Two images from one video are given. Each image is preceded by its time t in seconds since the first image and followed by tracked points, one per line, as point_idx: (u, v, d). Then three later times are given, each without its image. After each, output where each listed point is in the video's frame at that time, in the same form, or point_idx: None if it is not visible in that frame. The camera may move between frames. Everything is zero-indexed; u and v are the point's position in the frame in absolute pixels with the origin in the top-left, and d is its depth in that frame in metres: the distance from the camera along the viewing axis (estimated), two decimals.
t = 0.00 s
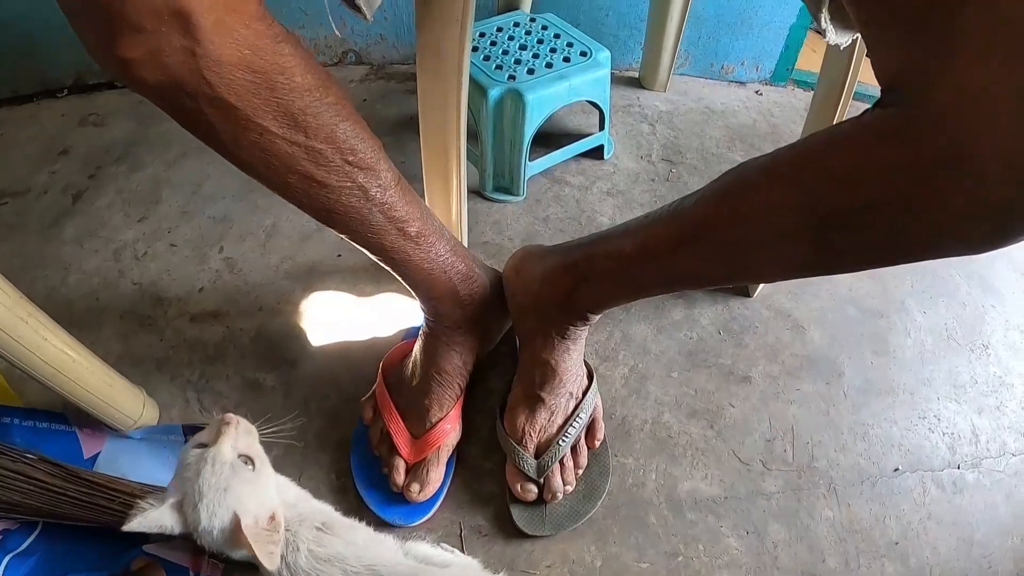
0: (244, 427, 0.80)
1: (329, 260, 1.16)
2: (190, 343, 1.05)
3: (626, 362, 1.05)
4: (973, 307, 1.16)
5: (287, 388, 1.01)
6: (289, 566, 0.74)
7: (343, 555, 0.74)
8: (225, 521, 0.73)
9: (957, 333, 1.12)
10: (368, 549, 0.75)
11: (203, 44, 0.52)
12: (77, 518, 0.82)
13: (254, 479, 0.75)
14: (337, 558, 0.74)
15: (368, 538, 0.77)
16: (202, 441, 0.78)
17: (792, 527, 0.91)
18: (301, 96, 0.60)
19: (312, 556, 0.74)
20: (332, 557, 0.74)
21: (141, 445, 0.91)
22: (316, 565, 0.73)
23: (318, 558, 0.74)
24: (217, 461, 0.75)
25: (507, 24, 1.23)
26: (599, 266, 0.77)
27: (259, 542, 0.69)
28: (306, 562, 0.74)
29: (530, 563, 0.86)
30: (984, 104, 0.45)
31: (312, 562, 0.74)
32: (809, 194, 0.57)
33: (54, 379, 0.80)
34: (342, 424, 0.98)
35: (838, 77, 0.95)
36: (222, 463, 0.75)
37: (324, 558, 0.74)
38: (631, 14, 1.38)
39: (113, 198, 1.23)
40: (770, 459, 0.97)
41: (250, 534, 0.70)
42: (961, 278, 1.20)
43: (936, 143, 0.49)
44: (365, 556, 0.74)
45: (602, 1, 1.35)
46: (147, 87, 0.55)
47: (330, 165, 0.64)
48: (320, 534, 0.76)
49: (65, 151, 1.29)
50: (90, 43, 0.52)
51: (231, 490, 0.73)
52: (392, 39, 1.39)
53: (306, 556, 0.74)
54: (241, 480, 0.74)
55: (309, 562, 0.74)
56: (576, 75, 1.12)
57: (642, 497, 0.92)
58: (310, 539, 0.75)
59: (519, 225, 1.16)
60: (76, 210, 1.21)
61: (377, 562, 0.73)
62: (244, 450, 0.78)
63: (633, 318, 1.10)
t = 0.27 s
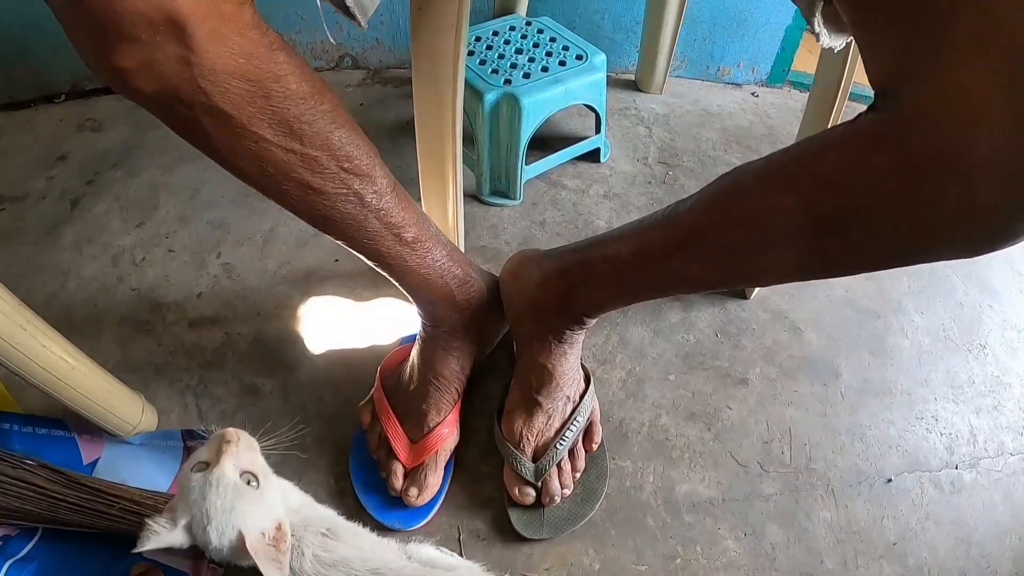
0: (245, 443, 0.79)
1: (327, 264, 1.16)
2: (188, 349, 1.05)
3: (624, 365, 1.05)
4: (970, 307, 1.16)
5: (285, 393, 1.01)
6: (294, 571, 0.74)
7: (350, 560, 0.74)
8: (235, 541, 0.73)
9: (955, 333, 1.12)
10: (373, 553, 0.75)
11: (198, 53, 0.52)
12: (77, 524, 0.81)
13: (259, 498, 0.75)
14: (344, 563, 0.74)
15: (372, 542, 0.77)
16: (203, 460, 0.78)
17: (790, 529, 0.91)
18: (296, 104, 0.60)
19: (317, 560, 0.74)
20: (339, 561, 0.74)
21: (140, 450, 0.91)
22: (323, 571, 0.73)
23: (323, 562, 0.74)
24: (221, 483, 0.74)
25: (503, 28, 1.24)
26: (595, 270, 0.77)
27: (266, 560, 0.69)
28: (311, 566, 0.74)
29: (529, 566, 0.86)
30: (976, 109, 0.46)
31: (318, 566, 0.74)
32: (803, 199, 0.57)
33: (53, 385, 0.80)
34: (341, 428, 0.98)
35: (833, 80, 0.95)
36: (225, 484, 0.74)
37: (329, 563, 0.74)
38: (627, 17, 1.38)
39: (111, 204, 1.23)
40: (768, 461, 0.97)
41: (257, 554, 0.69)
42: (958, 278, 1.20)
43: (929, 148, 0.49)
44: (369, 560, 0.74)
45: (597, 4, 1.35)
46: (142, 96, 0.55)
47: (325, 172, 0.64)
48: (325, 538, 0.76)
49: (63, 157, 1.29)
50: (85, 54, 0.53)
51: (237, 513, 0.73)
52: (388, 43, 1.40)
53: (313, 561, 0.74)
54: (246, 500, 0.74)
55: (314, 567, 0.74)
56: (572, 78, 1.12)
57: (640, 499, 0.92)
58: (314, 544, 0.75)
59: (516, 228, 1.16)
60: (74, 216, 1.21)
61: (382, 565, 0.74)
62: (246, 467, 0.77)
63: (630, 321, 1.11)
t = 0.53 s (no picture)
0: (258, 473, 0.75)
1: (327, 265, 1.16)
2: (188, 351, 1.05)
3: (624, 365, 1.05)
4: (970, 307, 1.16)
5: (285, 394, 1.01)
6: (300, 570, 0.74)
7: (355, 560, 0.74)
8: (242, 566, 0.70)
9: (955, 333, 1.12)
10: (378, 551, 0.75)
11: (197, 54, 0.52)
12: (79, 526, 0.81)
13: (271, 529, 0.72)
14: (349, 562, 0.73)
15: (376, 540, 0.77)
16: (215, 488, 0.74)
17: (790, 529, 0.91)
18: (295, 105, 0.60)
19: (322, 560, 0.74)
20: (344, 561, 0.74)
21: (140, 452, 0.91)
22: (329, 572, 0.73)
23: (328, 562, 0.74)
24: (232, 516, 0.70)
25: (502, 29, 1.24)
26: (595, 271, 0.77)
27: None
28: (316, 566, 0.74)
29: (529, 567, 0.86)
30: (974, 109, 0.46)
31: (323, 566, 0.74)
32: (802, 200, 0.57)
33: (53, 387, 0.80)
34: (341, 430, 0.98)
35: (833, 80, 0.95)
36: (237, 518, 0.70)
37: (334, 562, 0.74)
38: (626, 18, 1.38)
39: (111, 206, 1.23)
40: (769, 461, 0.97)
41: None
42: (958, 278, 1.20)
43: (928, 148, 0.49)
44: (375, 558, 0.74)
45: (597, 4, 1.35)
46: (141, 98, 0.55)
47: (325, 173, 0.64)
48: (329, 537, 0.76)
49: (63, 158, 1.29)
50: (85, 56, 0.53)
51: (246, 546, 0.70)
52: (388, 44, 1.40)
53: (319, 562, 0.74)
54: (258, 534, 0.71)
55: (319, 566, 0.74)
56: (571, 79, 1.12)
57: (640, 500, 0.92)
58: (319, 542, 0.75)
59: (516, 229, 1.16)
60: (74, 218, 1.21)
61: (388, 564, 0.73)
62: (257, 498, 0.73)
63: (630, 321, 1.11)
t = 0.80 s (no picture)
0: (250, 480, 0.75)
1: (327, 264, 1.16)
2: (188, 349, 1.05)
3: (624, 364, 1.05)
4: (970, 306, 1.16)
5: (285, 393, 1.01)
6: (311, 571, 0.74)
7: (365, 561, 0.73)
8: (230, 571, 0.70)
9: (955, 333, 1.12)
10: (387, 549, 0.75)
11: (198, 51, 0.52)
12: (79, 524, 0.81)
13: (261, 537, 0.71)
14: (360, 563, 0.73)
15: (386, 537, 0.77)
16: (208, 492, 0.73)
17: (791, 528, 0.91)
18: (296, 102, 0.60)
19: (332, 560, 0.74)
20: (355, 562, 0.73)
21: (140, 450, 0.91)
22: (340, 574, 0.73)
23: (338, 562, 0.74)
24: (221, 522, 0.70)
25: (503, 27, 1.23)
26: (595, 270, 0.77)
27: None
28: (327, 568, 0.73)
29: (529, 566, 0.86)
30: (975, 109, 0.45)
31: (333, 567, 0.73)
32: (803, 198, 0.57)
33: (53, 385, 0.80)
34: (341, 428, 0.98)
35: (834, 79, 0.95)
36: (226, 524, 0.70)
37: (344, 562, 0.74)
38: (627, 17, 1.38)
39: (111, 204, 1.23)
40: (769, 460, 0.97)
41: None
42: (959, 277, 1.20)
43: (928, 147, 0.49)
44: (385, 557, 0.74)
45: (598, 3, 1.35)
46: (142, 95, 0.55)
47: (325, 170, 0.64)
48: (338, 537, 0.75)
49: (63, 156, 1.29)
50: (85, 54, 0.52)
51: (238, 556, 0.70)
52: (388, 43, 1.39)
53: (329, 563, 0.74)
54: (248, 541, 0.70)
55: (329, 567, 0.73)
56: (572, 77, 1.12)
57: (640, 499, 0.92)
58: (328, 543, 0.75)
59: (516, 228, 1.16)
60: (74, 217, 1.21)
61: (399, 562, 0.73)
62: (249, 505, 0.72)
63: (630, 320, 1.10)
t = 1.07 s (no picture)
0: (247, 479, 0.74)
1: (327, 263, 1.16)
2: (188, 349, 1.05)
3: (624, 364, 1.05)
4: (970, 306, 1.16)
5: (285, 392, 1.01)
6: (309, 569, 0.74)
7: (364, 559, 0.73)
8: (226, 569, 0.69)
9: (955, 332, 1.12)
10: (386, 548, 0.75)
11: (197, 50, 0.52)
12: (78, 523, 0.81)
13: (258, 535, 0.71)
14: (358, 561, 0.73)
15: (385, 535, 0.77)
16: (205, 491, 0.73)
17: (791, 527, 0.91)
18: (296, 102, 0.60)
19: (331, 558, 0.74)
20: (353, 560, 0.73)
21: (140, 449, 0.91)
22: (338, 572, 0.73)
23: (337, 561, 0.73)
24: (218, 520, 0.70)
25: (503, 27, 1.23)
26: (595, 269, 0.77)
27: None
28: (325, 566, 0.73)
29: (528, 565, 0.86)
30: (974, 108, 0.45)
31: (331, 565, 0.73)
32: (804, 198, 0.57)
33: (53, 385, 0.80)
34: (340, 428, 0.98)
35: (833, 78, 0.95)
36: (223, 522, 0.69)
37: (342, 560, 0.73)
38: (627, 16, 1.38)
39: (110, 203, 1.23)
40: (769, 460, 0.97)
41: None
42: (959, 277, 1.20)
43: (928, 147, 0.49)
44: (385, 555, 0.74)
45: (597, 3, 1.35)
46: (141, 94, 0.55)
47: (325, 170, 0.64)
48: (337, 535, 0.75)
49: (63, 156, 1.29)
50: (85, 53, 0.52)
51: (233, 555, 0.69)
52: (388, 42, 1.39)
53: (327, 561, 0.74)
54: (245, 539, 0.70)
55: (328, 565, 0.73)
56: (572, 77, 1.12)
57: (640, 499, 0.92)
58: (326, 541, 0.75)
59: (516, 227, 1.16)
60: (74, 216, 1.20)
61: (398, 561, 0.73)
62: (246, 503, 0.72)
63: (630, 320, 1.10)
